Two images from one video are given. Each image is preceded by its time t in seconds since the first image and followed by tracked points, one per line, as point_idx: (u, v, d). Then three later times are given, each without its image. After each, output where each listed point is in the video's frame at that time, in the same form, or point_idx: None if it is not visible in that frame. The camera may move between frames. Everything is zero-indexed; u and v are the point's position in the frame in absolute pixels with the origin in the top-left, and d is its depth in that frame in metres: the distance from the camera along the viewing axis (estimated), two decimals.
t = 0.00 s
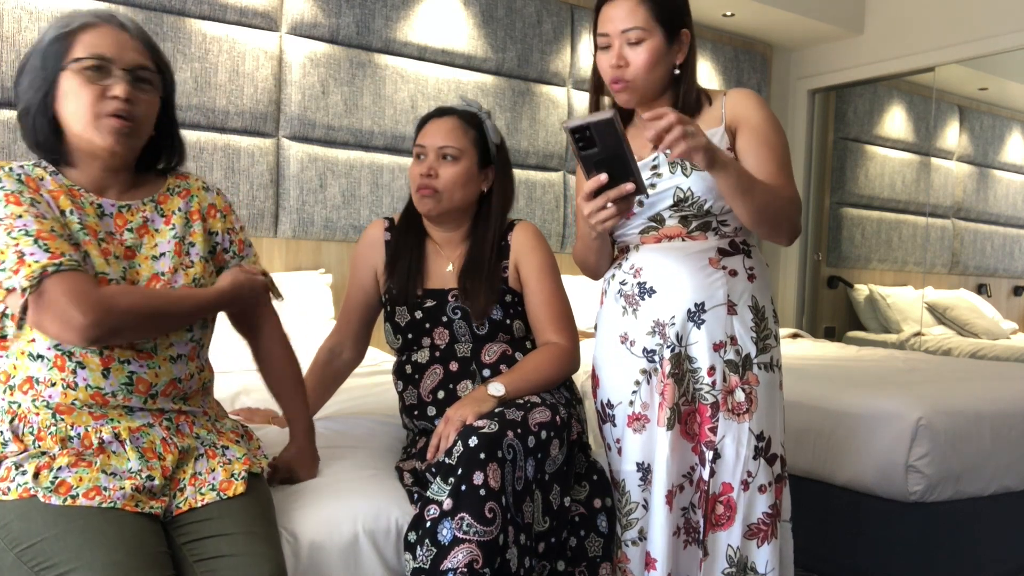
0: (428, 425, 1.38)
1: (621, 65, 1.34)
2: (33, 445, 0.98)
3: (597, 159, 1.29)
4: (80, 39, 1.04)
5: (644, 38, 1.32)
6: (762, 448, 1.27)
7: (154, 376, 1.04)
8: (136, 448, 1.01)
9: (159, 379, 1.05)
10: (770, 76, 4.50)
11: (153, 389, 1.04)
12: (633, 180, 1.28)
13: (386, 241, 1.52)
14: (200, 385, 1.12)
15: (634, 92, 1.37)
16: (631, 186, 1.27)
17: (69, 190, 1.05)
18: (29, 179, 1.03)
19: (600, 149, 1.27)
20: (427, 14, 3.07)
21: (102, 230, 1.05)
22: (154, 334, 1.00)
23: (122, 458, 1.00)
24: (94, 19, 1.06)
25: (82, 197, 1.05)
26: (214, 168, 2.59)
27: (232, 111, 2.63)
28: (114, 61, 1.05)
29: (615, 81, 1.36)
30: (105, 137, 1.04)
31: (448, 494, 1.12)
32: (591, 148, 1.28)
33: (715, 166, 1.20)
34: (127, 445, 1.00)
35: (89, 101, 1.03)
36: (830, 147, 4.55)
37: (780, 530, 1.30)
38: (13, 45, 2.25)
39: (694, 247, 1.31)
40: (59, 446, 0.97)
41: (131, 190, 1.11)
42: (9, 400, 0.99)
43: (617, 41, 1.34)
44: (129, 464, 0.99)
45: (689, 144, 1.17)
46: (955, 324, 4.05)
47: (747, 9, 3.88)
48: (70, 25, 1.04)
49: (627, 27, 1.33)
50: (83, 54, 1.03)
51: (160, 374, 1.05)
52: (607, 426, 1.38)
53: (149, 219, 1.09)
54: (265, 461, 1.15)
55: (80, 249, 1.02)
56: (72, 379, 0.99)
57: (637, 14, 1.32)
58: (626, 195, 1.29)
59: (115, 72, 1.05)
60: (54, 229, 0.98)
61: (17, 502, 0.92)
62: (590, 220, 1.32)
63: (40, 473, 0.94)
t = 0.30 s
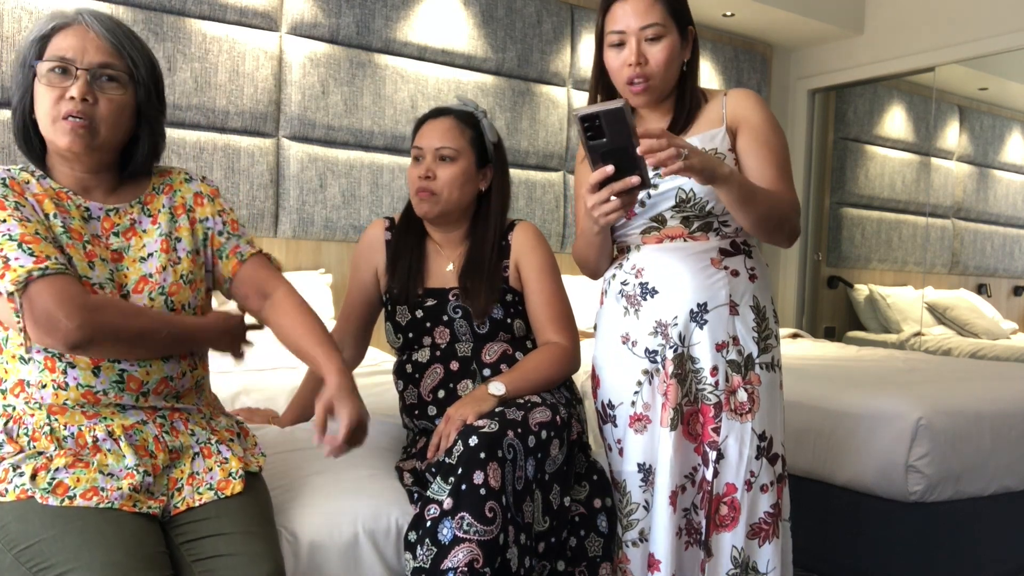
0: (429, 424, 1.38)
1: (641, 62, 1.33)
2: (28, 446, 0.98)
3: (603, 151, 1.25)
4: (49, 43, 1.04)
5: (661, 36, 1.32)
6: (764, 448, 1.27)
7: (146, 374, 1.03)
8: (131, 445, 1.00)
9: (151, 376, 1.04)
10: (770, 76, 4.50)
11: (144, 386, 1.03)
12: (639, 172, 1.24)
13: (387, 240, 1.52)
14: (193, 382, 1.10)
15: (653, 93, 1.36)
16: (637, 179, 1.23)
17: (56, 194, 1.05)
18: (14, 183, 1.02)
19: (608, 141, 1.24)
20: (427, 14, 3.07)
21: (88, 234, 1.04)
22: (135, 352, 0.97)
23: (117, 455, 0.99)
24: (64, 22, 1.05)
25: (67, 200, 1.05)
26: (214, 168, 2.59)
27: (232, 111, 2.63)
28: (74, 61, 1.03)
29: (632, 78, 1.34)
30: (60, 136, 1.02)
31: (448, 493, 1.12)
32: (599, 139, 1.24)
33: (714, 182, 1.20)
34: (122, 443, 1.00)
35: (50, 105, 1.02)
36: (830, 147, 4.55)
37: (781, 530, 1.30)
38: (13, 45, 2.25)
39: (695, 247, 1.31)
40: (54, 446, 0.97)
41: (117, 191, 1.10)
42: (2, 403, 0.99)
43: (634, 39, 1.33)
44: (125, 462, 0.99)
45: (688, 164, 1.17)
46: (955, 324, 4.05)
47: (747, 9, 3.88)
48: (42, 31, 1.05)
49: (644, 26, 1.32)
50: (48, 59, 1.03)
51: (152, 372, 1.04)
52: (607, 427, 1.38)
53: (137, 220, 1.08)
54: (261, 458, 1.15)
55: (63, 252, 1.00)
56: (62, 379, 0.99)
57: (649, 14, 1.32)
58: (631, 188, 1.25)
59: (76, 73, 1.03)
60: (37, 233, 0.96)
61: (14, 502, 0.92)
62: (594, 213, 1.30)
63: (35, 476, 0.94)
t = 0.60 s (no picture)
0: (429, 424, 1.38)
1: (644, 65, 1.33)
2: (25, 449, 0.98)
3: (609, 147, 1.25)
4: (56, 44, 1.06)
5: (663, 39, 1.33)
6: (763, 447, 1.27)
7: (142, 381, 1.05)
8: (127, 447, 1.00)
9: (148, 384, 1.05)
10: (770, 76, 4.51)
11: (142, 394, 1.05)
12: (643, 171, 1.24)
13: (386, 240, 1.52)
14: (190, 388, 1.12)
15: (654, 94, 1.36)
16: (641, 177, 1.23)
17: (63, 199, 1.05)
18: (7, 199, 1.02)
19: (614, 137, 1.23)
20: (427, 14, 3.07)
21: (86, 240, 1.04)
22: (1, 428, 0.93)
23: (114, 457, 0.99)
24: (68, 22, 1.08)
25: (73, 205, 1.05)
26: (214, 168, 2.59)
27: (231, 111, 2.63)
28: (86, 61, 1.06)
29: (635, 81, 1.34)
30: (78, 136, 1.05)
31: (448, 493, 1.12)
32: (606, 134, 1.24)
33: (718, 180, 1.19)
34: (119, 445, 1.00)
35: (62, 103, 1.05)
36: (830, 147, 4.55)
37: (781, 529, 1.30)
38: (13, 45, 2.25)
39: (694, 247, 1.32)
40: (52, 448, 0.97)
41: (125, 194, 1.12)
42: None
43: (635, 42, 1.33)
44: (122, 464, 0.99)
45: (690, 158, 1.16)
46: (955, 324, 4.05)
47: (747, 9, 3.88)
48: (45, 32, 1.07)
49: (646, 29, 1.32)
50: (56, 60, 1.06)
51: (148, 379, 1.05)
52: (607, 427, 1.38)
53: (142, 223, 1.09)
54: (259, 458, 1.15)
55: (52, 271, 1.02)
56: (60, 390, 1.00)
57: (652, 17, 1.32)
58: (634, 187, 1.25)
59: (88, 73, 1.06)
60: None
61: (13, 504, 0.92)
62: (597, 210, 1.30)
63: (32, 478, 0.94)
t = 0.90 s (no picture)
0: (429, 424, 1.38)
1: (642, 67, 1.33)
2: (21, 448, 0.98)
3: (606, 145, 1.25)
4: (88, 42, 1.07)
5: (661, 41, 1.33)
6: (762, 447, 1.27)
7: (144, 381, 1.05)
8: (123, 448, 1.01)
9: (149, 384, 1.05)
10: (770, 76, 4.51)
11: (142, 395, 1.05)
12: (643, 167, 1.24)
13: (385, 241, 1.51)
14: (189, 391, 1.13)
15: (653, 96, 1.36)
16: (640, 174, 1.23)
17: (75, 191, 1.05)
18: (9, 191, 1.01)
19: (612, 134, 1.23)
20: (427, 14, 3.07)
21: (95, 231, 1.05)
22: None
23: (110, 458, 1.00)
24: (99, 21, 1.09)
25: (86, 197, 1.05)
26: (214, 168, 2.59)
27: (232, 111, 2.63)
28: (122, 64, 1.08)
29: (635, 82, 1.34)
30: (110, 138, 1.07)
31: (448, 493, 1.12)
32: (603, 132, 1.24)
33: (716, 177, 1.19)
34: (115, 445, 1.00)
35: (96, 104, 1.06)
36: (830, 147, 4.55)
37: (781, 529, 1.29)
38: (14, 45, 2.25)
39: (694, 247, 1.31)
40: (47, 448, 0.98)
41: (136, 192, 1.14)
42: None
43: (633, 44, 1.33)
44: (119, 464, 0.99)
45: (689, 156, 1.16)
46: (955, 324, 4.05)
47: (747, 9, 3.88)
48: (76, 28, 1.07)
49: (644, 30, 1.32)
50: (88, 59, 1.07)
51: (150, 379, 1.05)
52: (607, 426, 1.38)
53: (151, 219, 1.09)
54: (257, 457, 1.15)
55: (59, 258, 1.01)
56: (59, 391, 1.00)
57: (649, 18, 1.32)
58: (632, 183, 1.25)
59: (123, 76, 1.09)
60: None
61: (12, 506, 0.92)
62: (597, 209, 1.30)
63: (26, 480, 0.94)
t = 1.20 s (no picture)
0: (429, 424, 1.38)
1: (641, 67, 1.33)
2: (28, 446, 0.97)
3: (606, 144, 1.24)
4: (144, 52, 1.09)
5: (659, 41, 1.33)
6: (762, 446, 1.27)
7: (162, 378, 1.06)
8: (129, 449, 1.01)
9: (166, 381, 1.06)
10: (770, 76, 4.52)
11: (158, 391, 1.06)
12: (642, 168, 1.24)
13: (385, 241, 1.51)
14: (200, 389, 1.14)
15: (652, 96, 1.36)
16: (639, 174, 1.23)
17: (103, 198, 1.05)
18: (48, 202, 0.98)
19: (613, 133, 1.22)
20: (427, 14, 3.07)
21: (128, 238, 1.05)
22: None
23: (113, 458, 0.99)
24: (150, 34, 1.11)
25: (115, 204, 1.05)
26: (214, 168, 2.59)
27: (231, 111, 2.63)
28: (179, 78, 1.12)
29: (634, 82, 1.34)
30: (173, 146, 1.11)
31: (447, 494, 1.12)
32: (603, 131, 1.23)
33: (716, 172, 1.19)
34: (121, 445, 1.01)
35: (158, 114, 1.09)
36: (830, 146, 4.56)
37: (781, 529, 1.29)
38: (13, 45, 2.25)
39: (693, 247, 1.31)
40: (53, 446, 0.97)
41: (160, 198, 1.15)
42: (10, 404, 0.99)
43: (632, 44, 1.33)
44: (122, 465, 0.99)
45: (688, 148, 1.16)
46: (955, 324, 4.05)
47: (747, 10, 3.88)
48: (132, 38, 1.09)
49: (643, 30, 1.32)
50: (151, 70, 1.09)
51: (167, 376, 1.07)
52: (606, 427, 1.38)
53: (174, 224, 1.11)
54: (258, 456, 1.16)
55: (98, 267, 1.01)
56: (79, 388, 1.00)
57: (647, 18, 1.32)
58: (631, 183, 1.26)
59: (178, 89, 1.12)
60: None
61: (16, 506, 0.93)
62: (596, 208, 1.30)
63: (33, 480, 0.94)
